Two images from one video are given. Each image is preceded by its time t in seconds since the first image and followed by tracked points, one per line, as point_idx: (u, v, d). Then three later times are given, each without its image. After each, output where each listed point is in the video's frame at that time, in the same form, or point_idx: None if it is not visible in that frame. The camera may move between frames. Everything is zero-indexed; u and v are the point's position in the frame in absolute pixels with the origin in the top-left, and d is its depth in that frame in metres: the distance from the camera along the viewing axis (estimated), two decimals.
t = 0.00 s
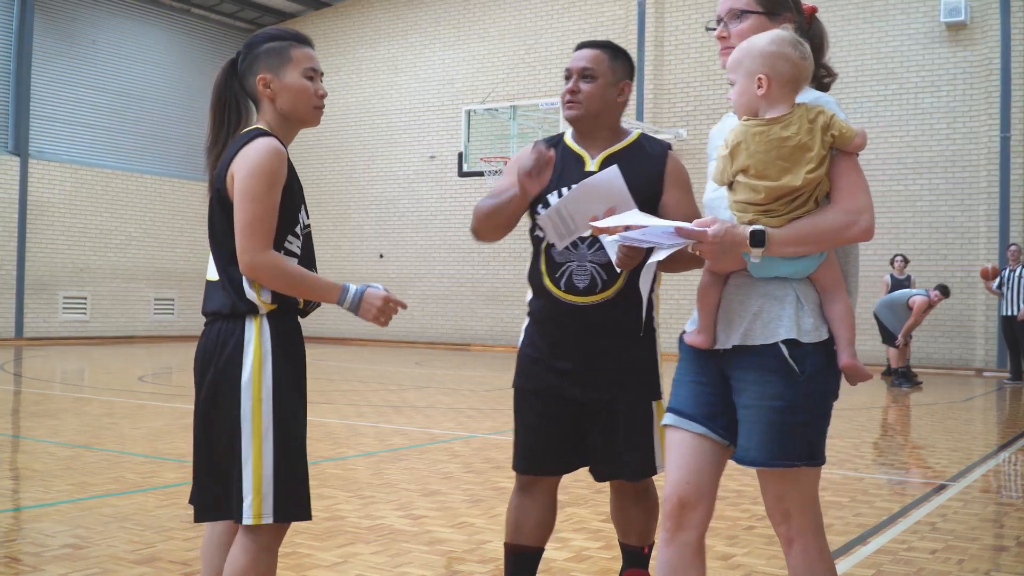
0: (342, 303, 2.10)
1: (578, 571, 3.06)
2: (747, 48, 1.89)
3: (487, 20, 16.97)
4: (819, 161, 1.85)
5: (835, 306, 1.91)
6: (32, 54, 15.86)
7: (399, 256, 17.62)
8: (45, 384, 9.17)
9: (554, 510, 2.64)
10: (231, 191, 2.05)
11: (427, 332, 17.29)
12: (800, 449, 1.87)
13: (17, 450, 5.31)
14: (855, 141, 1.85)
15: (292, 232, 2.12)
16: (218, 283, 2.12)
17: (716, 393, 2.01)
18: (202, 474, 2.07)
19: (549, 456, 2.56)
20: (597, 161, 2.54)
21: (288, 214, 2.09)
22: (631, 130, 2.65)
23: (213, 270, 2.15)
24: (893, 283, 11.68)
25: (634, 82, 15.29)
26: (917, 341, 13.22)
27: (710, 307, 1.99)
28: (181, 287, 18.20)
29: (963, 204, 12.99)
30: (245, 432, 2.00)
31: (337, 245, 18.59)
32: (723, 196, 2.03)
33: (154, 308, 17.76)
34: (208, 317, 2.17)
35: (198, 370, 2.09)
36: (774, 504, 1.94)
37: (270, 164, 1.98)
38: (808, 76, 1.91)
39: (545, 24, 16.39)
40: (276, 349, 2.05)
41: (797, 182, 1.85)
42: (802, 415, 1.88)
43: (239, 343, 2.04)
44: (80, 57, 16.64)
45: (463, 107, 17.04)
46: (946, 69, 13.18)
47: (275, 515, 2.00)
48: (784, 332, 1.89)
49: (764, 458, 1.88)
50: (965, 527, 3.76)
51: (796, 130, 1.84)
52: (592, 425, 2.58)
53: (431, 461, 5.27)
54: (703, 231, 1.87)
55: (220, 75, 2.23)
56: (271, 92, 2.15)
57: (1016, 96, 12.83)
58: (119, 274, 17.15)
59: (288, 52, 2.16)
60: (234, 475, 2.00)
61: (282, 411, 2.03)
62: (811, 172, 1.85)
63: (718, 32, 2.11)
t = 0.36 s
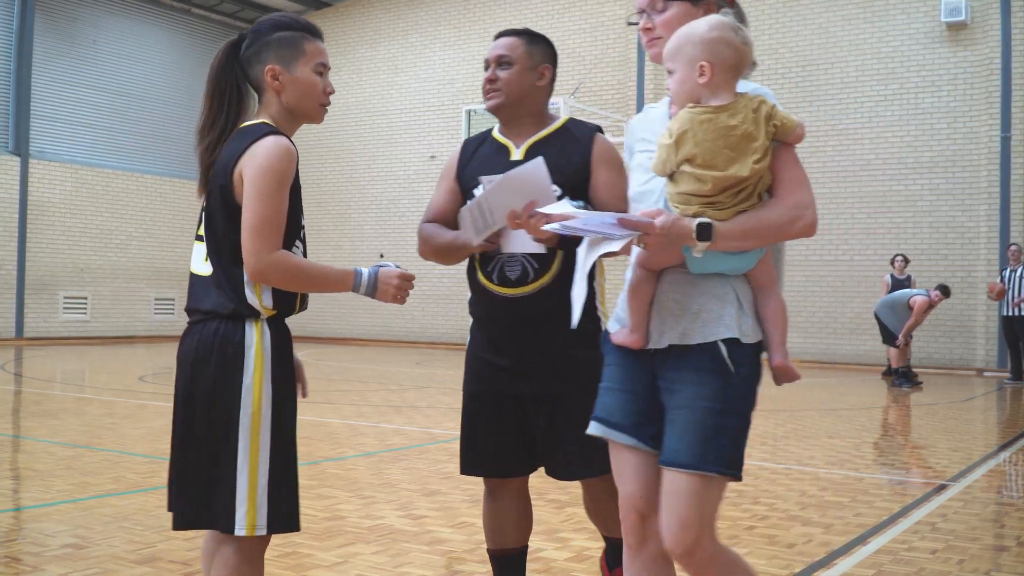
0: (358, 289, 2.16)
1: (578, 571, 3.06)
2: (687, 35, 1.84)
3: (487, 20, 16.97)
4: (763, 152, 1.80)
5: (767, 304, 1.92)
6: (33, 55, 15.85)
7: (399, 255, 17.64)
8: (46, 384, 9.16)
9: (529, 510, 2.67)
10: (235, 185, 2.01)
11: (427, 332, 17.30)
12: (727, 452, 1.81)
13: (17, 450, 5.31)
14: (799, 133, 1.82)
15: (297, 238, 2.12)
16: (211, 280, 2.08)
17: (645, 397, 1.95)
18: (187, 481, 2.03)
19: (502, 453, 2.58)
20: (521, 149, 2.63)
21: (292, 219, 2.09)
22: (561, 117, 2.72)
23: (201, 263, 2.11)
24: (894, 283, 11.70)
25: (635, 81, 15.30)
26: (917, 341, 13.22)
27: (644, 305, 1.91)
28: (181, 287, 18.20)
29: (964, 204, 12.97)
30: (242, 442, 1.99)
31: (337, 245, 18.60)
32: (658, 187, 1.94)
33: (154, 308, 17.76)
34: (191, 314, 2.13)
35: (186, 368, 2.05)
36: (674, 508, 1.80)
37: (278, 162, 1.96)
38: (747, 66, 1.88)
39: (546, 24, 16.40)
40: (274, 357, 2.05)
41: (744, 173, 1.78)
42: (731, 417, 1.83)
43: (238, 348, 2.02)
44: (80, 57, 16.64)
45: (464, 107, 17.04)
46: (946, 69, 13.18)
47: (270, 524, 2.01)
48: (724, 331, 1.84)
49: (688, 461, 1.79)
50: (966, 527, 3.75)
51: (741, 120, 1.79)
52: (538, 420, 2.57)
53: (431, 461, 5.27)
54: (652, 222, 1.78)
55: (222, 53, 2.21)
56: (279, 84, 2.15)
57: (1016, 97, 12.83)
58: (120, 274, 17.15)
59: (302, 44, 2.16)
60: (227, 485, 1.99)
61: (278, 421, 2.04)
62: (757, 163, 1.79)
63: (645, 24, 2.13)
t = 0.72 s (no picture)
0: (308, 288, 2.08)
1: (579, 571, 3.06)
2: (616, 21, 1.68)
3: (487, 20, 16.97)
4: (696, 145, 1.61)
5: (710, 310, 1.75)
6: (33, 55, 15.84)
7: (399, 255, 17.63)
8: (46, 384, 9.16)
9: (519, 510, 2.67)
10: (195, 187, 2.00)
11: (427, 332, 17.30)
12: (662, 458, 1.62)
13: (18, 449, 5.31)
14: (737, 124, 1.64)
15: (262, 237, 2.10)
16: (177, 285, 2.06)
17: (586, 416, 1.76)
18: (163, 488, 2.00)
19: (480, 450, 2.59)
20: (493, 145, 2.64)
21: (254, 220, 2.06)
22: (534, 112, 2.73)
23: (167, 267, 2.09)
24: (893, 283, 11.70)
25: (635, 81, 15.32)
26: (918, 341, 13.22)
27: (575, 316, 1.73)
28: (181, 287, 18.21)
29: (964, 204, 12.95)
30: (222, 444, 1.98)
31: (338, 244, 18.62)
32: (587, 186, 1.76)
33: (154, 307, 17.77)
34: (162, 318, 2.11)
35: (159, 373, 2.01)
36: (595, 525, 1.58)
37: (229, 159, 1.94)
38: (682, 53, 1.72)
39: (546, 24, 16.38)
40: (249, 356, 2.04)
41: (674, 169, 1.59)
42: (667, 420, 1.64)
43: (212, 350, 2.01)
44: (81, 57, 16.68)
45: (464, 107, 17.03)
46: (946, 69, 13.17)
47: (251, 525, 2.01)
48: (658, 336, 1.66)
49: (619, 470, 1.60)
50: (966, 527, 3.75)
51: (671, 111, 1.61)
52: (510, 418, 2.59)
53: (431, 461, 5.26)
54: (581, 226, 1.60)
55: (181, 46, 2.16)
56: (248, 80, 2.12)
57: (1016, 96, 12.82)
58: (120, 274, 17.15)
59: (271, 41, 2.15)
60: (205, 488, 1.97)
61: (257, 421, 2.04)
62: (689, 157, 1.60)
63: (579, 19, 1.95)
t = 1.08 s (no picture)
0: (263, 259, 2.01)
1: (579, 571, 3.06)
2: None
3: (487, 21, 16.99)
4: (607, 96, 1.44)
5: (631, 289, 1.54)
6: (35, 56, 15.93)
7: (400, 255, 17.64)
8: (46, 384, 9.17)
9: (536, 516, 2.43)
10: (125, 186, 1.93)
11: (427, 332, 17.30)
12: (582, 478, 1.45)
13: (18, 450, 5.31)
14: (654, 75, 1.46)
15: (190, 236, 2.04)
16: (98, 285, 1.97)
17: (476, 414, 1.58)
18: (79, 491, 1.94)
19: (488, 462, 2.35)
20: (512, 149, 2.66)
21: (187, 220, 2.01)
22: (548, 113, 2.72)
23: (90, 267, 1.99)
24: (894, 283, 11.70)
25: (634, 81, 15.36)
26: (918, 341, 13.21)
27: (481, 295, 1.56)
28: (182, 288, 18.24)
29: (964, 205, 12.94)
30: (138, 445, 1.92)
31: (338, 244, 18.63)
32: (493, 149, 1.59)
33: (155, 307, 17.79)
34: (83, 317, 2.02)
35: (79, 373, 1.95)
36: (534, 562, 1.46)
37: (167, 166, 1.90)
38: None
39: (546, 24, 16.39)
40: (167, 355, 1.98)
41: (578, 123, 1.42)
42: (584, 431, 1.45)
43: (129, 349, 1.94)
44: (81, 57, 16.72)
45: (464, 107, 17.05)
46: (946, 69, 13.17)
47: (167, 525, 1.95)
48: (568, 324, 1.48)
49: (533, 496, 1.43)
50: (966, 527, 3.75)
51: (579, 54, 1.44)
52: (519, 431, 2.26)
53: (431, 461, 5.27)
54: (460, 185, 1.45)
55: (104, 55, 2.08)
56: (178, 85, 2.07)
57: (1016, 96, 12.82)
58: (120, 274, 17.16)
59: (195, 46, 2.10)
60: (121, 490, 1.91)
61: (177, 422, 1.98)
62: (597, 109, 1.43)
63: None
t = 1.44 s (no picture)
0: (95, 309, 1.98)
1: (579, 572, 3.05)
2: None
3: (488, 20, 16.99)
4: (461, 77, 1.24)
5: (491, 303, 1.30)
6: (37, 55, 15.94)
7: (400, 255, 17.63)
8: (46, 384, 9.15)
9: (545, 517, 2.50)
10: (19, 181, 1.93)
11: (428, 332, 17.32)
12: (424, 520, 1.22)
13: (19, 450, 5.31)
14: (514, 55, 1.25)
15: (83, 235, 1.98)
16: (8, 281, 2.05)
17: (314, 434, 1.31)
18: None
19: (532, 461, 2.40)
20: (583, 143, 2.47)
21: (75, 212, 1.95)
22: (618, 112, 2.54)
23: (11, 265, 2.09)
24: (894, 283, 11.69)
25: (636, 81, 15.38)
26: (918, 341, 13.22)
27: (312, 300, 1.30)
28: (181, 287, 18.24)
29: (965, 205, 12.93)
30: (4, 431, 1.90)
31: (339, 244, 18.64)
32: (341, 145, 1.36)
33: (155, 307, 17.79)
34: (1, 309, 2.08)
35: None
36: None
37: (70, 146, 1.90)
38: None
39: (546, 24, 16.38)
40: (47, 348, 1.95)
41: (426, 105, 1.21)
42: (417, 472, 1.21)
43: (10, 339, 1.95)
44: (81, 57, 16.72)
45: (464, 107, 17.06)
46: (947, 69, 13.17)
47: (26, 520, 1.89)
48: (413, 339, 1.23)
49: (347, 537, 1.17)
50: (967, 528, 3.75)
51: (427, 30, 1.23)
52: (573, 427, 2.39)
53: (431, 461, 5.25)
54: (291, 173, 1.19)
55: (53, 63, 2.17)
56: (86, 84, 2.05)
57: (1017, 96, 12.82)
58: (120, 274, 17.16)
59: (107, 42, 2.04)
60: None
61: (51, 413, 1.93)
62: (448, 94, 1.23)
63: None
